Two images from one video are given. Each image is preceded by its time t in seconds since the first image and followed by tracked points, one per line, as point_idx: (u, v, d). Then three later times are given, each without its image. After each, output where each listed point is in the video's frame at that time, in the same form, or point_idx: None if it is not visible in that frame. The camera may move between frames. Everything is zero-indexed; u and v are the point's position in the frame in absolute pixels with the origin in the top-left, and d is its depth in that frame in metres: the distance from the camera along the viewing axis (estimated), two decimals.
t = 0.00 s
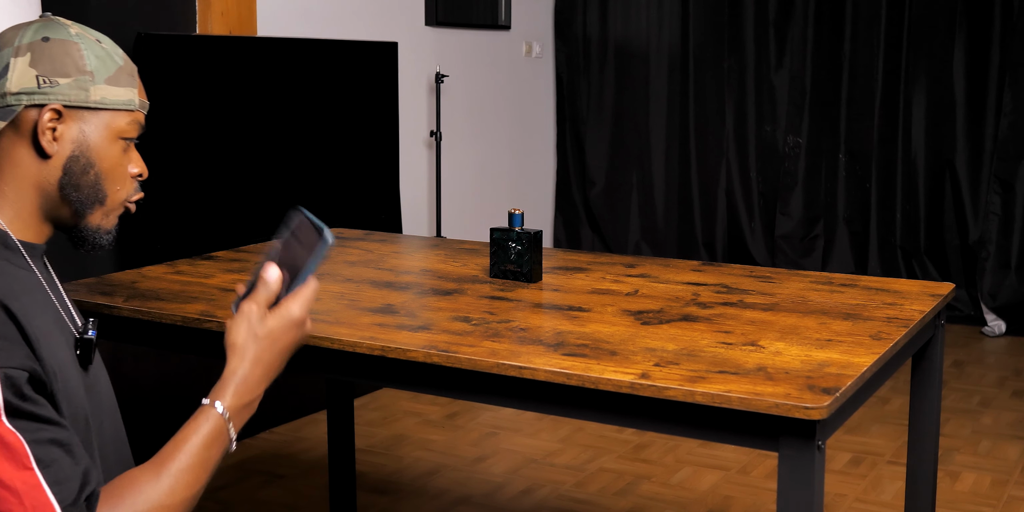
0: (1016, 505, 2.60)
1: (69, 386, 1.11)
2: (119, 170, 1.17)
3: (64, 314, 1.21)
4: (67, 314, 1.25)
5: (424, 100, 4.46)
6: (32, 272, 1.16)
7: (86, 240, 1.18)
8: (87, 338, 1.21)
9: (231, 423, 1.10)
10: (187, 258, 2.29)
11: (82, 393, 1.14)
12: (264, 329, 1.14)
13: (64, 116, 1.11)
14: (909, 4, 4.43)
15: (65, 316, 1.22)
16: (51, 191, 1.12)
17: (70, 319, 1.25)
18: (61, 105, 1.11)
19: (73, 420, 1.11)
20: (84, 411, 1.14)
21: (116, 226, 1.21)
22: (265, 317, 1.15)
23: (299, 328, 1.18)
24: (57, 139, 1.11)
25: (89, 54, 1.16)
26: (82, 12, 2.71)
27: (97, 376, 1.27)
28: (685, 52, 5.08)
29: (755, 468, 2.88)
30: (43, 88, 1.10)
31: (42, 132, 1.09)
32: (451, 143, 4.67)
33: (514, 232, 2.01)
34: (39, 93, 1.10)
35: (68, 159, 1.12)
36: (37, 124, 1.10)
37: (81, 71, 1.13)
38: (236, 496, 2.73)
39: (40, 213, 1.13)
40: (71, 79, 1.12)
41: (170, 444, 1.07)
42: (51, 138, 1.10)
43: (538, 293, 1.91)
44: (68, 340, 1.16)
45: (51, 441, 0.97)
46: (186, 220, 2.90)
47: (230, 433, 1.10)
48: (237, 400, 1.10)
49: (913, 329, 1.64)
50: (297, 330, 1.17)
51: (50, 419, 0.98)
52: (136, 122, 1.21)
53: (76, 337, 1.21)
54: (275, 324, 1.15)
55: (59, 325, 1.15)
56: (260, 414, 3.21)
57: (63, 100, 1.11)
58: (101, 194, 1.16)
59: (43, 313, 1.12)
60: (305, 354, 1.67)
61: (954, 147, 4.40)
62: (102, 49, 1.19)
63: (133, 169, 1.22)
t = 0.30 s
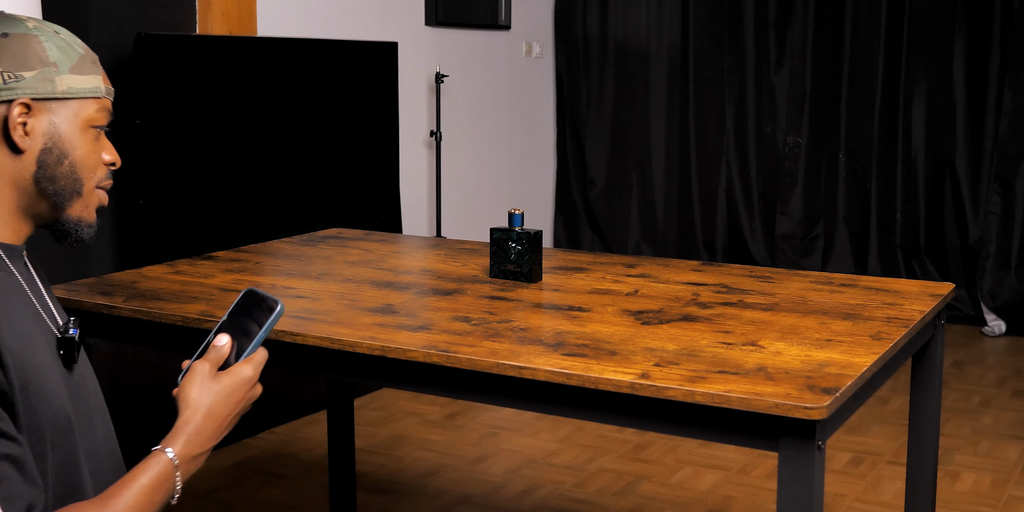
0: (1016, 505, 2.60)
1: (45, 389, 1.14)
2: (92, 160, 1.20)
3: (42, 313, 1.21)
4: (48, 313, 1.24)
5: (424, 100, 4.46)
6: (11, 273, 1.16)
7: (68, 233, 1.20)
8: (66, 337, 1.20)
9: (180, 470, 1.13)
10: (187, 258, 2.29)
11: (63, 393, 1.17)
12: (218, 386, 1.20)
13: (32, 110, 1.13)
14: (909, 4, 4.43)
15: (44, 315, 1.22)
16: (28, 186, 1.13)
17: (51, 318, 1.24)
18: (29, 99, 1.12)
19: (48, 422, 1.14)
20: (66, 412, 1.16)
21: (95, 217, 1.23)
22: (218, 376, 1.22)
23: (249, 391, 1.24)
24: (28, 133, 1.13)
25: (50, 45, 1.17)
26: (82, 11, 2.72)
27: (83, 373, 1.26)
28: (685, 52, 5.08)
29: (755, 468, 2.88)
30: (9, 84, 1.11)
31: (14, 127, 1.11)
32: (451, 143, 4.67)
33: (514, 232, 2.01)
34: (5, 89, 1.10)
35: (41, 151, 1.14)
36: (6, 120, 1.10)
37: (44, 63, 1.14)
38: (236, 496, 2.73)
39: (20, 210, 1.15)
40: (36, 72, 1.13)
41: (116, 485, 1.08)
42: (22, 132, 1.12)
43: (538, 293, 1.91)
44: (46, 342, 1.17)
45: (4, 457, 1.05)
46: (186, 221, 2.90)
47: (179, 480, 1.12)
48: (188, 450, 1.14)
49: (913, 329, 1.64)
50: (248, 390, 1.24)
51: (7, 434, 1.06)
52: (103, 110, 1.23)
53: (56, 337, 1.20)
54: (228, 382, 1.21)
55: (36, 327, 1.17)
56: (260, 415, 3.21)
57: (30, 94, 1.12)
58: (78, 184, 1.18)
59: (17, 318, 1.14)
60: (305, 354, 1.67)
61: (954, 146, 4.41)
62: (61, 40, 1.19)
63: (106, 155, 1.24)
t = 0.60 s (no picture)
0: (1016, 505, 2.60)
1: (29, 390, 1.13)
2: (73, 162, 1.19)
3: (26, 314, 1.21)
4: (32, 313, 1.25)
5: (424, 100, 4.46)
6: None
7: (48, 236, 1.20)
8: (51, 338, 1.20)
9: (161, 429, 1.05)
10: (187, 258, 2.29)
11: (51, 392, 1.17)
12: (185, 334, 1.09)
13: (9, 114, 1.12)
14: (909, 5, 4.43)
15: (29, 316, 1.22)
16: (5, 189, 1.13)
17: (36, 319, 1.25)
18: (5, 103, 1.11)
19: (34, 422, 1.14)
20: (53, 412, 1.16)
21: (77, 218, 1.23)
22: (183, 320, 1.10)
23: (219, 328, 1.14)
24: (5, 136, 1.12)
25: (27, 46, 1.15)
26: (81, 12, 2.72)
27: (71, 372, 1.26)
28: (685, 52, 5.08)
29: (755, 468, 2.88)
30: None
31: None
32: (451, 143, 4.67)
33: (514, 232, 2.01)
34: None
35: (19, 155, 1.13)
36: None
37: (21, 65, 1.13)
38: (236, 496, 2.73)
39: None
40: (13, 75, 1.12)
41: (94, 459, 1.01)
42: None
43: (538, 293, 1.91)
44: (32, 343, 1.17)
45: None
46: (186, 221, 2.90)
47: (162, 440, 1.05)
48: (165, 407, 1.06)
49: (913, 329, 1.64)
50: (218, 329, 1.13)
51: None
52: (85, 111, 1.22)
53: (40, 338, 1.20)
54: (196, 328, 1.10)
55: (23, 329, 1.16)
56: (260, 415, 3.21)
57: (7, 98, 1.11)
58: (57, 186, 1.17)
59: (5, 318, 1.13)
60: (304, 354, 1.67)
61: (954, 146, 4.41)
62: (40, 40, 1.18)
63: (88, 155, 1.23)
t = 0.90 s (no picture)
0: (1016, 505, 2.60)
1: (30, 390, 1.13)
2: (69, 171, 1.16)
3: (23, 316, 1.21)
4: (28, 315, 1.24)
5: (424, 100, 4.46)
6: None
7: (42, 241, 1.18)
8: (49, 340, 1.20)
9: (192, 434, 1.05)
10: (187, 258, 2.29)
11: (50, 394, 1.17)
12: (225, 345, 1.08)
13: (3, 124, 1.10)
14: (909, 5, 4.43)
15: (25, 318, 1.21)
16: None
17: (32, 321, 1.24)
18: None
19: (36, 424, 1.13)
20: (53, 413, 1.16)
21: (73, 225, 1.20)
22: (231, 327, 1.09)
23: (264, 344, 1.11)
24: None
25: (25, 53, 1.12)
26: (81, 12, 2.72)
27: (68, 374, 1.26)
28: (685, 52, 5.08)
29: (755, 468, 2.88)
30: None
31: None
32: (451, 143, 4.67)
33: (514, 232, 2.00)
34: None
35: (10, 164, 1.11)
36: None
37: (16, 74, 1.10)
38: (236, 496, 2.72)
39: None
40: (7, 85, 1.09)
41: (125, 459, 1.02)
42: None
43: (538, 293, 1.91)
44: (29, 344, 1.17)
45: (8, 457, 0.97)
46: (186, 220, 2.90)
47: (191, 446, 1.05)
48: (197, 413, 1.05)
49: (913, 329, 1.64)
50: (262, 346, 1.10)
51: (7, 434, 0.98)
52: (85, 120, 1.19)
53: (38, 341, 1.20)
54: (237, 339, 1.08)
55: (21, 331, 1.16)
56: (260, 415, 3.21)
57: None
58: (51, 195, 1.15)
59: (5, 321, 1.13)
60: (304, 354, 1.67)
61: (954, 147, 4.41)
62: (42, 45, 1.15)
63: (88, 162, 1.20)
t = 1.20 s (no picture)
0: (1016, 505, 2.60)
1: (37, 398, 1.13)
2: (84, 175, 1.19)
3: (31, 320, 1.20)
4: (35, 317, 1.24)
5: (424, 100, 4.46)
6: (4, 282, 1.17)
7: (59, 240, 1.22)
8: (56, 345, 1.20)
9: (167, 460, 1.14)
10: (187, 258, 2.29)
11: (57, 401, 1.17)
12: (177, 376, 1.20)
13: (15, 132, 1.12)
14: (909, 4, 4.43)
15: (33, 322, 1.21)
16: (9, 203, 1.14)
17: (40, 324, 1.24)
18: (10, 122, 1.10)
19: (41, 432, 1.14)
20: (59, 420, 1.17)
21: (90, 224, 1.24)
22: (171, 366, 1.22)
23: (206, 375, 1.25)
24: (11, 153, 1.12)
25: (37, 60, 1.13)
26: (81, 12, 2.72)
27: (73, 377, 1.26)
28: (685, 52, 5.08)
29: (755, 468, 2.88)
30: None
31: None
32: (451, 143, 4.67)
33: (514, 232, 2.00)
34: None
35: (24, 172, 1.13)
36: None
37: (28, 81, 1.11)
38: (236, 497, 2.72)
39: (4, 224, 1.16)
40: (19, 92, 1.11)
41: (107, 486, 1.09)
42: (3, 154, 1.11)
43: (538, 293, 1.91)
44: (36, 350, 1.17)
45: (18, 467, 1.03)
46: (186, 221, 2.90)
47: (166, 473, 1.13)
48: (170, 440, 1.15)
49: (913, 329, 1.64)
50: (205, 374, 1.24)
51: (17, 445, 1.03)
52: (97, 123, 1.21)
53: (45, 345, 1.20)
54: (187, 370, 1.21)
55: (28, 337, 1.16)
56: (260, 415, 3.21)
57: (11, 116, 1.10)
58: (67, 200, 1.18)
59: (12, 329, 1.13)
60: (304, 354, 1.67)
61: (954, 146, 4.41)
62: (53, 50, 1.16)
63: (101, 165, 1.23)
